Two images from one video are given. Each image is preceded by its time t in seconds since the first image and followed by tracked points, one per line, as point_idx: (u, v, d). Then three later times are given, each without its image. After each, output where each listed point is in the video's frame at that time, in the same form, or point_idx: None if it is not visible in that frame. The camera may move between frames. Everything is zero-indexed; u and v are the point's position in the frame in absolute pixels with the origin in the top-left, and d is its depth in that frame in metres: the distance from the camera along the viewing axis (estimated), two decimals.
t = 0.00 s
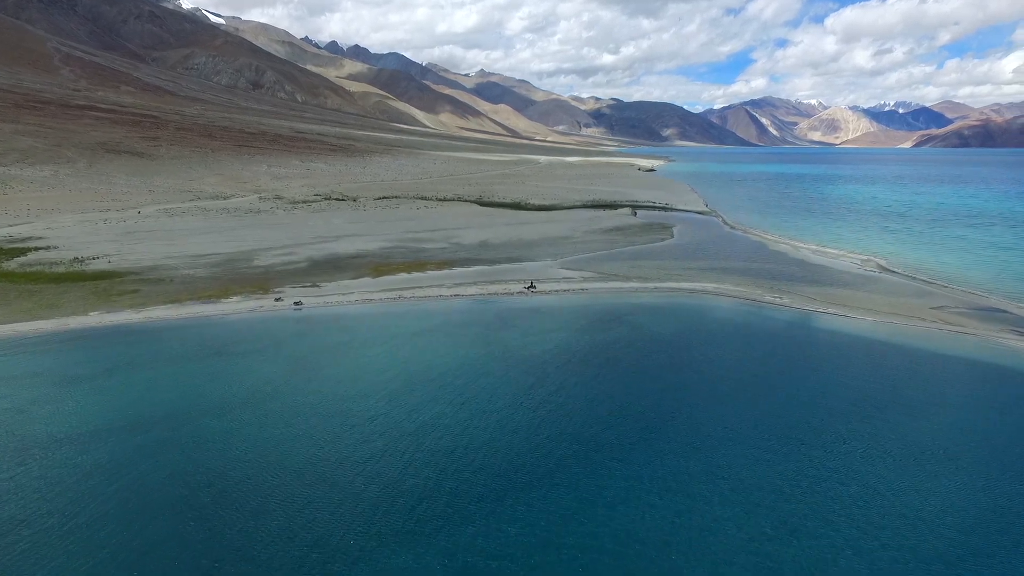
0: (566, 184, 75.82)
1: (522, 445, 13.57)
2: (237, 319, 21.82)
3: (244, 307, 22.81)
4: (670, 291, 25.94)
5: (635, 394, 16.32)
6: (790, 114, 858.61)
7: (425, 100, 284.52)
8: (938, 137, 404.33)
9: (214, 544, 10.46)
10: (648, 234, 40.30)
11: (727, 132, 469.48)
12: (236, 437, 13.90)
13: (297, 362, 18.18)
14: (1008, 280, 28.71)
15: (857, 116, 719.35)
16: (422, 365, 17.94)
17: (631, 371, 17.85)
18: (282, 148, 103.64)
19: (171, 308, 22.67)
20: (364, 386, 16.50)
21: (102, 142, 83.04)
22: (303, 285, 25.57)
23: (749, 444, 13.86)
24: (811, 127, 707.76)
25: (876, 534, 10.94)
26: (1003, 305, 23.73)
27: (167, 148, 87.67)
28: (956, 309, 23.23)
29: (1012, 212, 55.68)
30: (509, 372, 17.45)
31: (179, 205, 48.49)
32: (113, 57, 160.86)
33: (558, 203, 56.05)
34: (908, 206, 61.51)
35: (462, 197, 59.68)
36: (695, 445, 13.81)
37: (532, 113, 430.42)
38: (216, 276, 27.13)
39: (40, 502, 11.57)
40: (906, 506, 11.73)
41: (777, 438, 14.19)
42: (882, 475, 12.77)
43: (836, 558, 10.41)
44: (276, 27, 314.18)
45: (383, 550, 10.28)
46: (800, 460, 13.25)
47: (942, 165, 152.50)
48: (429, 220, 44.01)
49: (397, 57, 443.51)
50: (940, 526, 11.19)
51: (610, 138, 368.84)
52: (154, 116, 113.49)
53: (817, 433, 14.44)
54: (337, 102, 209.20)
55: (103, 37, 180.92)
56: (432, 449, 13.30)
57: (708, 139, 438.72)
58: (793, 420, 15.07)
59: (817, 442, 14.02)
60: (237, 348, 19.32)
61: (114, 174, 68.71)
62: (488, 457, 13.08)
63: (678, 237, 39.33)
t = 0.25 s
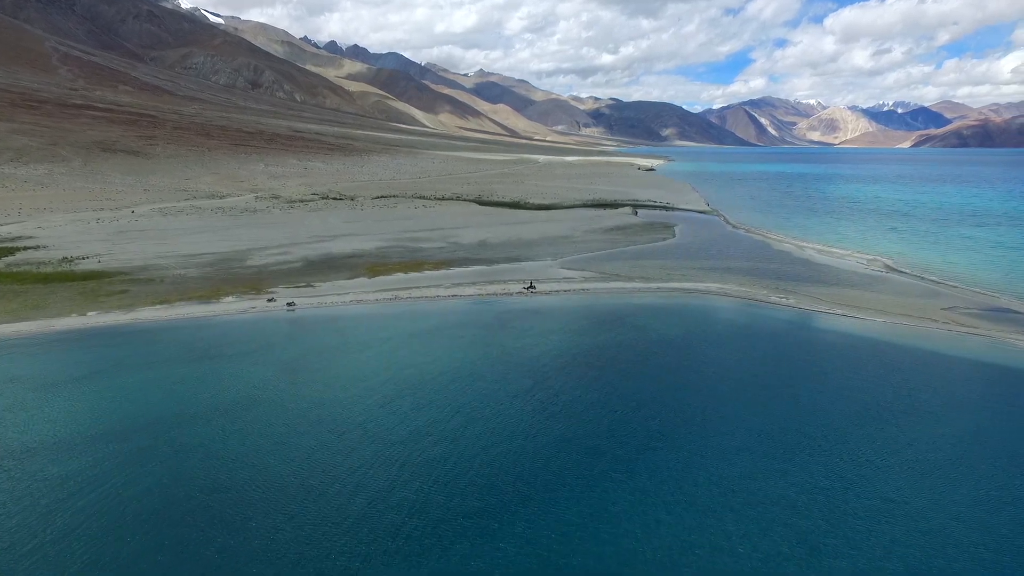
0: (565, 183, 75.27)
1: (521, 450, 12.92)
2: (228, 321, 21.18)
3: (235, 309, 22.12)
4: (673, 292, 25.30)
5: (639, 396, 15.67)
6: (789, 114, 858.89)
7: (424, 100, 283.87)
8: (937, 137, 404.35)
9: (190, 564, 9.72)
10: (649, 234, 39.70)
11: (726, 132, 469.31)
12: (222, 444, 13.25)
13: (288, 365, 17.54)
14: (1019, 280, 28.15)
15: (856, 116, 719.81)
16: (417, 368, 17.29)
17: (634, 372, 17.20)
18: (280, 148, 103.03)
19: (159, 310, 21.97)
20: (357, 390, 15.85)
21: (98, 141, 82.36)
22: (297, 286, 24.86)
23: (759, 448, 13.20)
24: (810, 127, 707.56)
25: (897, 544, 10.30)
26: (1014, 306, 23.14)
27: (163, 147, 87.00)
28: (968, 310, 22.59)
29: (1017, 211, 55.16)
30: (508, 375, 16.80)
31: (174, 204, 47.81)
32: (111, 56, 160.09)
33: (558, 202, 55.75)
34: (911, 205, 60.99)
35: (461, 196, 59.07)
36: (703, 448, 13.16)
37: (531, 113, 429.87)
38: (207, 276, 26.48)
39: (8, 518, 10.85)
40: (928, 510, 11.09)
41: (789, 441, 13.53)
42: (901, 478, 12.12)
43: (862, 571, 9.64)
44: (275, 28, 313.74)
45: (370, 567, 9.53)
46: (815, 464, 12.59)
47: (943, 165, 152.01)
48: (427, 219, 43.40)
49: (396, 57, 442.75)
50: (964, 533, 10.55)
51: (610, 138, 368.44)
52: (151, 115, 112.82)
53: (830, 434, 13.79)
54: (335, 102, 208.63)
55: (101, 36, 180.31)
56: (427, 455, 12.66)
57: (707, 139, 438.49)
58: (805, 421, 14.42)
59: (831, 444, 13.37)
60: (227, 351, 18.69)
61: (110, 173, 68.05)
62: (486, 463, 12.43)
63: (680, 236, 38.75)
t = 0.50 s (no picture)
0: (565, 182, 74.75)
1: (522, 459, 12.28)
2: (219, 322, 20.53)
3: (227, 310, 21.48)
4: (677, 292, 24.66)
5: (644, 400, 15.03)
6: (789, 114, 858.71)
7: (423, 100, 283.26)
8: (937, 137, 404.13)
9: None
10: (651, 233, 39.12)
11: (725, 132, 469.16)
12: (206, 452, 12.60)
13: (279, 368, 16.90)
14: None
15: (856, 116, 719.68)
16: (413, 371, 16.64)
17: (640, 376, 16.54)
18: (278, 147, 102.40)
19: (148, 311, 21.32)
20: (350, 394, 15.20)
21: (94, 140, 81.64)
22: (291, 286, 24.23)
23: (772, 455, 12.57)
24: (809, 127, 707.44)
25: (923, 563, 9.70)
26: None
27: (160, 146, 86.30)
28: (981, 311, 21.99)
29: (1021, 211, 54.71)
30: (507, 379, 16.14)
31: (168, 203, 47.14)
32: (108, 54, 159.34)
33: (558, 201, 55.18)
34: (914, 204, 60.53)
35: (460, 195, 58.47)
36: (712, 457, 12.52)
37: (531, 113, 429.38)
38: (200, 276, 25.83)
39: None
40: (952, 527, 10.48)
41: (802, 448, 12.88)
42: (922, 490, 11.49)
43: None
44: (274, 27, 313.07)
45: None
46: (830, 474, 11.96)
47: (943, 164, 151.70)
48: (426, 218, 42.81)
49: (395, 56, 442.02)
50: (992, 552, 9.95)
51: (610, 138, 368.04)
52: (148, 114, 112.13)
53: (845, 441, 13.15)
54: (334, 101, 207.94)
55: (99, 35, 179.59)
56: (422, 465, 12.01)
57: (707, 139, 438.20)
58: (818, 427, 13.78)
59: (847, 452, 12.73)
60: (217, 353, 18.05)
61: (105, 172, 67.36)
62: (484, 473, 11.78)
63: (682, 235, 38.18)
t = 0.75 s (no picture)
0: (566, 182, 74.17)
1: (520, 470, 11.55)
2: (209, 324, 19.86)
3: (219, 311, 20.84)
4: (681, 293, 23.98)
5: (651, 404, 14.33)
6: (790, 113, 858.10)
7: (423, 100, 282.60)
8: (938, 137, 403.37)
9: None
10: (654, 232, 38.45)
11: (726, 132, 468.59)
12: (186, 465, 11.91)
13: (269, 372, 16.23)
14: None
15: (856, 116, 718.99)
16: (409, 376, 15.92)
17: (646, 380, 15.79)
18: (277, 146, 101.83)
19: (137, 312, 20.69)
20: (341, 400, 14.50)
21: (92, 139, 80.98)
22: (285, 287, 23.57)
23: (788, 461, 11.83)
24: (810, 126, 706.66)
25: None
26: None
27: (158, 145, 85.73)
28: (996, 312, 21.27)
29: None
30: (507, 384, 15.42)
31: (164, 202, 46.52)
32: (107, 54, 158.83)
33: (559, 201, 54.54)
34: (919, 204, 59.91)
35: (460, 194, 57.85)
36: (723, 462, 11.78)
37: (531, 113, 428.68)
38: (192, 277, 25.16)
39: None
40: (979, 538, 9.77)
41: (819, 453, 12.13)
42: (951, 498, 10.72)
43: None
44: (274, 27, 312.58)
45: None
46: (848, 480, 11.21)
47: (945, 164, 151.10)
48: (425, 217, 42.19)
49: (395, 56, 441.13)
50: None
51: (610, 138, 367.41)
52: (147, 113, 111.57)
53: (862, 446, 12.45)
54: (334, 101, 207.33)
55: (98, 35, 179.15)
56: (414, 477, 11.29)
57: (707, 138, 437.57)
58: (837, 432, 13.00)
59: (868, 458, 11.99)
60: (206, 356, 17.41)
61: (101, 171, 66.77)
62: (480, 485, 11.08)
63: (686, 235, 37.56)
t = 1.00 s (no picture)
0: (567, 181, 73.55)
1: (520, 477, 10.84)
2: (197, 325, 19.19)
3: (208, 312, 20.12)
4: (686, 294, 23.36)
5: (658, 408, 13.63)
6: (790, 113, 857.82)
7: (423, 99, 281.93)
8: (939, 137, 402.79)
9: None
10: (656, 232, 37.86)
11: (726, 132, 468.19)
12: (163, 473, 11.20)
13: (257, 375, 15.55)
14: None
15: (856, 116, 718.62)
16: (404, 380, 15.23)
17: (652, 383, 15.11)
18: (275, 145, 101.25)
19: (124, 313, 19.97)
20: (332, 404, 13.81)
21: (88, 138, 80.33)
22: (279, 287, 22.90)
23: (806, 467, 11.11)
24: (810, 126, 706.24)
25: None
26: None
27: (155, 144, 85.12)
28: (1010, 314, 20.66)
29: None
30: (506, 388, 14.73)
31: (159, 201, 45.88)
32: (105, 53, 158.26)
33: (560, 200, 53.94)
34: (923, 203, 59.31)
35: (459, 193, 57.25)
36: (736, 469, 11.07)
37: (530, 113, 428.06)
38: (184, 277, 24.53)
39: None
40: (1017, 551, 9.04)
41: (838, 458, 11.41)
42: (982, 507, 10.01)
43: None
44: (273, 27, 312.00)
45: None
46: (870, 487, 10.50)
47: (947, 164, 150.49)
48: (424, 216, 41.56)
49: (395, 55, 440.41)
50: None
51: (610, 138, 366.90)
52: (145, 113, 110.96)
53: (884, 451, 11.76)
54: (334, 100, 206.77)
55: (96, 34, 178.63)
56: (406, 485, 10.58)
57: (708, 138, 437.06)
58: (855, 437, 12.30)
59: (889, 464, 11.28)
60: (193, 359, 16.66)
61: (97, 170, 66.15)
62: (477, 494, 10.36)
63: (689, 234, 36.95)
